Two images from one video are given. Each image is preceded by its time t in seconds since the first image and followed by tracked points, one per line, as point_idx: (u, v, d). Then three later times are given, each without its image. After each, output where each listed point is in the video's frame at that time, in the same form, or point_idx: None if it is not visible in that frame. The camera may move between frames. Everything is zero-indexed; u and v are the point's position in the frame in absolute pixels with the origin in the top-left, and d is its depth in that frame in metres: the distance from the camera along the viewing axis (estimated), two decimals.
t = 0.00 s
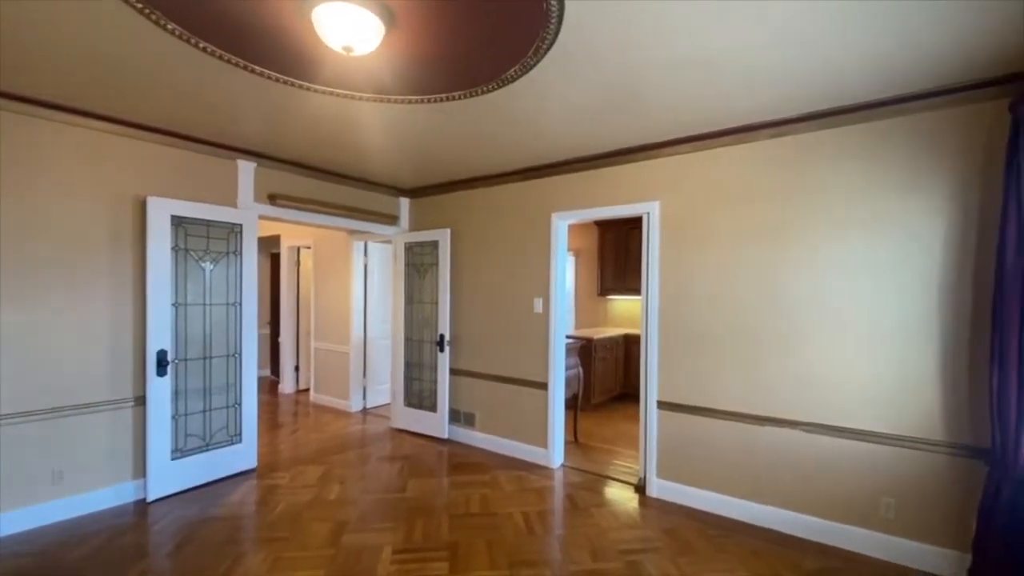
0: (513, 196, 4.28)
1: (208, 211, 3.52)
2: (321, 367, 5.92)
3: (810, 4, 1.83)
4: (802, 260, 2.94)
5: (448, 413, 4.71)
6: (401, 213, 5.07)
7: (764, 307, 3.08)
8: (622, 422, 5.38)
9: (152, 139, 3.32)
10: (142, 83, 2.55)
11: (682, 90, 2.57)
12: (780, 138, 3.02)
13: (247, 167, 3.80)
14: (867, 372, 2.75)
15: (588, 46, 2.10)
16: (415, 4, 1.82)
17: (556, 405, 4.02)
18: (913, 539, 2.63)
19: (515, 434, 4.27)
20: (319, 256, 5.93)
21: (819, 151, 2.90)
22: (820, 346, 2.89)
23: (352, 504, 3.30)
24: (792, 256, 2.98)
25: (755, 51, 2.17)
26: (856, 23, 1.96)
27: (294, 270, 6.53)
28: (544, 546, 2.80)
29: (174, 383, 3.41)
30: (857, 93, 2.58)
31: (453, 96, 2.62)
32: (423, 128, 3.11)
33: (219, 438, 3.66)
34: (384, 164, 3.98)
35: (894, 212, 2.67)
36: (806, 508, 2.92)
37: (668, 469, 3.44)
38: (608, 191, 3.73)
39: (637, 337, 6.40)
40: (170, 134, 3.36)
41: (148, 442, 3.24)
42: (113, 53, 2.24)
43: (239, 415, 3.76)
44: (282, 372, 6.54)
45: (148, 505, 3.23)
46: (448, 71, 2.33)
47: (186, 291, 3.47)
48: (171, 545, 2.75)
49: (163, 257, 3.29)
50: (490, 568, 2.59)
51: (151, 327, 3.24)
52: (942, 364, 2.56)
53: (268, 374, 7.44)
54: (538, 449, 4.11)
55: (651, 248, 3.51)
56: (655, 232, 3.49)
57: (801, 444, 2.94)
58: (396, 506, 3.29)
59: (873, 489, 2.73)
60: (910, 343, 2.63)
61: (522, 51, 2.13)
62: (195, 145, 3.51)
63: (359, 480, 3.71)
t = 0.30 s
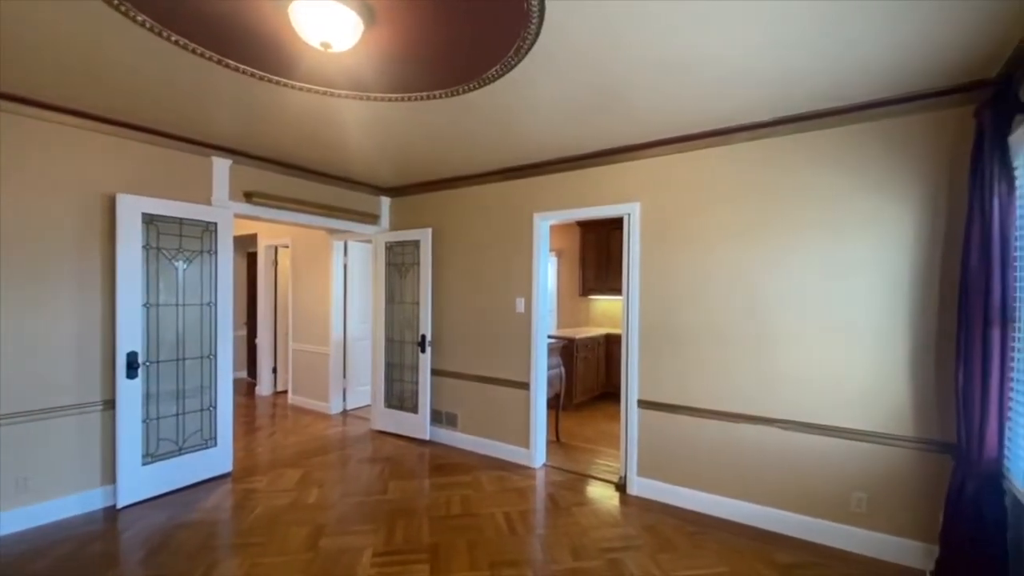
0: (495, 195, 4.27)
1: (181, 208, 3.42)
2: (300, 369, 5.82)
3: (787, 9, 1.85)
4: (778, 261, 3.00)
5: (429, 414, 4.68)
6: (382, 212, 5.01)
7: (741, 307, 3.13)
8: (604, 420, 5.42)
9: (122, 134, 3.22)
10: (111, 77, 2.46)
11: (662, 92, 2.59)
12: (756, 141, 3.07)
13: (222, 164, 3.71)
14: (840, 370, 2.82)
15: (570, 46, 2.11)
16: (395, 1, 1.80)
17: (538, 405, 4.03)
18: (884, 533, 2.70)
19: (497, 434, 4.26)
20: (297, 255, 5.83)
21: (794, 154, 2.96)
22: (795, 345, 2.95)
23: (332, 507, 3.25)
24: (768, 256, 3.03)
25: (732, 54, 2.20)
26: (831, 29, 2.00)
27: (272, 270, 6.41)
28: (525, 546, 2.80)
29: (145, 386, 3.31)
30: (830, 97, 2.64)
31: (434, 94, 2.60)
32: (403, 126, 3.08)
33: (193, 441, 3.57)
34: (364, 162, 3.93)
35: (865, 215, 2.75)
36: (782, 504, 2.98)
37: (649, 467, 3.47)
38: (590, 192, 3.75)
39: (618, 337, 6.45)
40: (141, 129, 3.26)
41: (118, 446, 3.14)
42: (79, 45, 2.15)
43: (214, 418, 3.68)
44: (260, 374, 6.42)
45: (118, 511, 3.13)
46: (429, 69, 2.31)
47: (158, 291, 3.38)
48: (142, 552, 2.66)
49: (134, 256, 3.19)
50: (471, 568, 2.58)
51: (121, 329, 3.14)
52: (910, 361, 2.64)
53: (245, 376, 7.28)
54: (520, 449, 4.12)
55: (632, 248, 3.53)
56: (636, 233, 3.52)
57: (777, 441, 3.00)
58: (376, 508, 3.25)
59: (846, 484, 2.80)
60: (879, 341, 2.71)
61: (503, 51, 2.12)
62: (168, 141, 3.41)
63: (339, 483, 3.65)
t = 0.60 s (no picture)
0: (479, 195, 4.26)
1: (156, 206, 3.34)
2: (280, 370, 5.72)
3: (767, 13, 1.88)
4: (757, 262, 3.05)
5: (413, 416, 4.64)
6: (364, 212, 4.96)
7: (722, 307, 3.18)
8: (588, 420, 5.44)
9: (94, 129, 3.12)
10: (81, 70, 2.38)
11: (645, 94, 2.62)
12: (736, 143, 3.12)
13: (199, 161, 3.63)
14: (817, 368, 2.88)
15: (554, 46, 2.11)
16: None
17: (522, 405, 4.02)
18: (859, 527, 2.76)
19: (482, 434, 4.25)
20: (278, 255, 5.73)
21: (773, 156, 3.01)
22: (774, 344, 3.00)
23: (313, 510, 3.20)
24: (748, 257, 3.08)
25: (714, 58, 2.24)
26: (808, 34, 2.03)
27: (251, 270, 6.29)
28: (510, 546, 2.80)
29: (118, 389, 3.22)
30: (807, 102, 2.70)
31: (417, 93, 2.58)
32: (386, 125, 3.04)
33: (169, 445, 3.48)
34: (346, 161, 3.87)
35: (841, 217, 2.81)
36: (762, 500, 3.02)
37: (632, 466, 3.49)
38: (574, 193, 3.76)
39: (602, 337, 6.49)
40: (114, 125, 3.16)
41: (89, 451, 3.04)
42: (48, 37, 2.08)
43: (191, 422, 3.59)
44: (238, 376, 6.29)
45: (90, 518, 3.03)
46: (411, 67, 2.29)
47: (132, 291, 3.29)
48: (114, 560, 2.59)
49: (106, 255, 3.10)
50: (455, 570, 2.56)
51: (93, 330, 3.04)
52: (883, 360, 2.71)
53: (223, 379, 7.13)
54: (503, 449, 4.11)
55: (615, 249, 3.56)
56: (619, 233, 3.54)
57: (756, 439, 3.05)
58: (358, 511, 3.21)
59: (824, 479, 2.86)
60: (854, 340, 2.78)
61: (486, 50, 2.12)
62: (143, 137, 3.32)
63: (320, 486, 3.60)
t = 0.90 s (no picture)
0: (467, 195, 4.25)
1: (136, 205, 3.27)
2: (265, 372, 5.64)
3: (754, 17, 1.90)
4: (743, 262, 3.09)
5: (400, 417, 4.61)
6: (350, 212, 4.91)
7: (708, 307, 3.21)
8: (575, 420, 5.46)
9: (71, 126, 3.04)
10: (58, 65, 2.32)
11: (633, 96, 2.63)
12: (722, 146, 3.15)
13: (181, 159, 3.56)
14: (800, 367, 2.92)
15: (543, 47, 2.10)
16: None
17: (510, 406, 4.02)
18: (843, 524, 2.81)
19: (469, 436, 4.23)
20: (262, 255, 5.65)
21: (758, 158, 3.05)
22: (758, 344, 3.04)
23: (299, 514, 3.16)
24: (734, 258, 3.12)
25: (700, 61, 2.26)
26: (794, 38, 2.06)
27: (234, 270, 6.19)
28: (498, 548, 2.79)
29: (97, 391, 3.14)
30: (792, 105, 2.74)
31: (404, 92, 2.56)
32: (373, 124, 3.02)
33: (149, 449, 3.41)
34: (332, 160, 3.83)
35: (824, 218, 2.85)
36: (747, 498, 3.06)
37: (619, 466, 3.51)
38: (561, 194, 3.77)
39: (590, 337, 6.52)
40: (93, 122, 3.09)
41: (66, 456, 2.96)
42: (23, 31, 2.02)
43: (172, 425, 3.52)
44: (221, 378, 6.19)
45: (68, 524, 2.95)
46: (399, 67, 2.27)
47: (111, 292, 3.21)
48: (92, 568, 2.52)
49: (84, 255, 3.02)
50: (442, 572, 2.55)
51: (70, 332, 2.96)
52: (865, 359, 2.76)
53: (206, 380, 7.00)
54: (491, 450, 4.11)
55: (603, 250, 3.57)
56: (606, 234, 3.56)
57: (742, 437, 3.08)
58: (345, 514, 3.17)
59: (807, 477, 2.90)
60: (837, 340, 2.83)
61: (475, 49, 2.11)
62: (123, 134, 3.24)
63: (306, 489, 3.55)
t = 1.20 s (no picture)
0: (458, 196, 4.23)
1: (121, 205, 3.22)
2: (253, 374, 5.58)
3: (744, 19, 1.91)
4: (732, 263, 3.11)
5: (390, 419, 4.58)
6: (341, 212, 4.88)
7: (698, 308, 3.22)
8: (567, 421, 5.47)
9: (55, 124, 2.98)
10: (39, 62, 2.27)
11: (624, 98, 2.64)
12: (711, 148, 3.18)
13: (168, 159, 3.51)
14: (789, 367, 2.95)
15: (534, 48, 2.10)
16: None
17: (501, 407, 4.02)
18: (831, 522, 2.84)
19: (460, 437, 4.22)
20: (250, 255, 5.60)
21: (747, 161, 3.08)
22: (747, 344, 3.07)
23: (288, 517, 3.13)
24: (723, 259, 3.14)
25: (690, 64, 2.27)
26: (783, 41, 2.08)
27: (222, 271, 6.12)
28: (489, 549, 2.79)
29: (80, 395, 3.08)
30: (780, 108, 2.77)
31: (395, 93, 2.55)
32: (363, 124, 3.00)
33: (135, 453, 3.36)
34: (322, 160, 3.81)
35: (812, 220, 2.89)
36: (736, 497, 3.08)
37: (610, 466, 3.52)
38: (552, 195, 3.77)
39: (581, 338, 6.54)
40: (78, 120, 3.04)
41: (48, 460, 2.90)
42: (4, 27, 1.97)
43: (158, 428, 3.47)
44: (209, 380, 6.11)
45: (50, 530, 2.89)
46: (390, 67, 2.26)
47: (96, 293, 3.16)
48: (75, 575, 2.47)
49: (67, 256, 2.97)
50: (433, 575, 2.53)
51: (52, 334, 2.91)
52: (850, 359, 2.79)
53: (193, 383, 6.90)
54: (482, 451, 4.10)
55: (593, 252, 3.58)
56: (597, 236, 3.57)
57: (731, 437, 3.10)
58: (335, 517, 3.14)
59: (796, 476, 2.93)
60: (823, 341, 2.86)
61: (466, 50, 2.10)
62: (107, 132, 3.19)
63: (296, 492, 3.52)
